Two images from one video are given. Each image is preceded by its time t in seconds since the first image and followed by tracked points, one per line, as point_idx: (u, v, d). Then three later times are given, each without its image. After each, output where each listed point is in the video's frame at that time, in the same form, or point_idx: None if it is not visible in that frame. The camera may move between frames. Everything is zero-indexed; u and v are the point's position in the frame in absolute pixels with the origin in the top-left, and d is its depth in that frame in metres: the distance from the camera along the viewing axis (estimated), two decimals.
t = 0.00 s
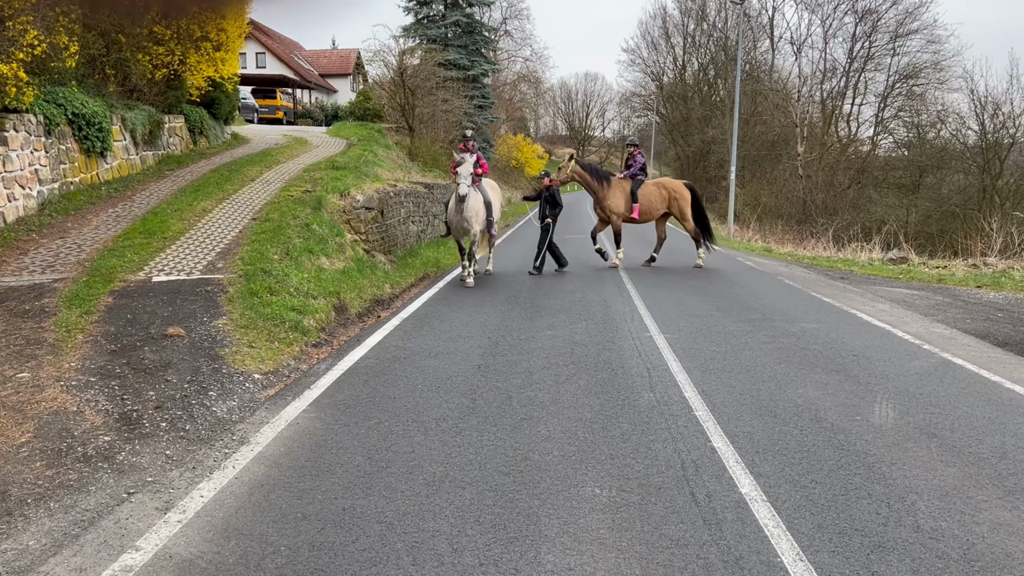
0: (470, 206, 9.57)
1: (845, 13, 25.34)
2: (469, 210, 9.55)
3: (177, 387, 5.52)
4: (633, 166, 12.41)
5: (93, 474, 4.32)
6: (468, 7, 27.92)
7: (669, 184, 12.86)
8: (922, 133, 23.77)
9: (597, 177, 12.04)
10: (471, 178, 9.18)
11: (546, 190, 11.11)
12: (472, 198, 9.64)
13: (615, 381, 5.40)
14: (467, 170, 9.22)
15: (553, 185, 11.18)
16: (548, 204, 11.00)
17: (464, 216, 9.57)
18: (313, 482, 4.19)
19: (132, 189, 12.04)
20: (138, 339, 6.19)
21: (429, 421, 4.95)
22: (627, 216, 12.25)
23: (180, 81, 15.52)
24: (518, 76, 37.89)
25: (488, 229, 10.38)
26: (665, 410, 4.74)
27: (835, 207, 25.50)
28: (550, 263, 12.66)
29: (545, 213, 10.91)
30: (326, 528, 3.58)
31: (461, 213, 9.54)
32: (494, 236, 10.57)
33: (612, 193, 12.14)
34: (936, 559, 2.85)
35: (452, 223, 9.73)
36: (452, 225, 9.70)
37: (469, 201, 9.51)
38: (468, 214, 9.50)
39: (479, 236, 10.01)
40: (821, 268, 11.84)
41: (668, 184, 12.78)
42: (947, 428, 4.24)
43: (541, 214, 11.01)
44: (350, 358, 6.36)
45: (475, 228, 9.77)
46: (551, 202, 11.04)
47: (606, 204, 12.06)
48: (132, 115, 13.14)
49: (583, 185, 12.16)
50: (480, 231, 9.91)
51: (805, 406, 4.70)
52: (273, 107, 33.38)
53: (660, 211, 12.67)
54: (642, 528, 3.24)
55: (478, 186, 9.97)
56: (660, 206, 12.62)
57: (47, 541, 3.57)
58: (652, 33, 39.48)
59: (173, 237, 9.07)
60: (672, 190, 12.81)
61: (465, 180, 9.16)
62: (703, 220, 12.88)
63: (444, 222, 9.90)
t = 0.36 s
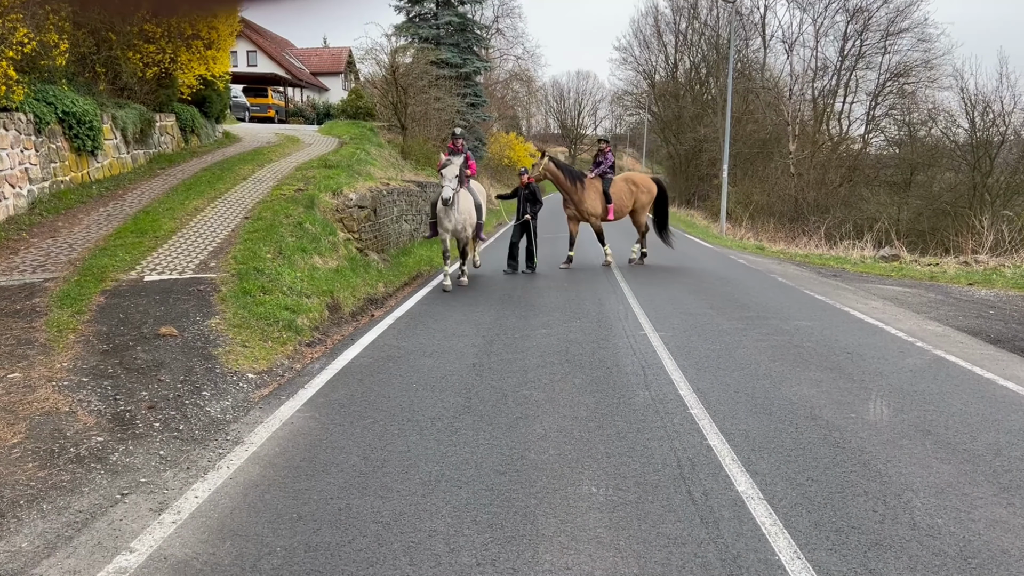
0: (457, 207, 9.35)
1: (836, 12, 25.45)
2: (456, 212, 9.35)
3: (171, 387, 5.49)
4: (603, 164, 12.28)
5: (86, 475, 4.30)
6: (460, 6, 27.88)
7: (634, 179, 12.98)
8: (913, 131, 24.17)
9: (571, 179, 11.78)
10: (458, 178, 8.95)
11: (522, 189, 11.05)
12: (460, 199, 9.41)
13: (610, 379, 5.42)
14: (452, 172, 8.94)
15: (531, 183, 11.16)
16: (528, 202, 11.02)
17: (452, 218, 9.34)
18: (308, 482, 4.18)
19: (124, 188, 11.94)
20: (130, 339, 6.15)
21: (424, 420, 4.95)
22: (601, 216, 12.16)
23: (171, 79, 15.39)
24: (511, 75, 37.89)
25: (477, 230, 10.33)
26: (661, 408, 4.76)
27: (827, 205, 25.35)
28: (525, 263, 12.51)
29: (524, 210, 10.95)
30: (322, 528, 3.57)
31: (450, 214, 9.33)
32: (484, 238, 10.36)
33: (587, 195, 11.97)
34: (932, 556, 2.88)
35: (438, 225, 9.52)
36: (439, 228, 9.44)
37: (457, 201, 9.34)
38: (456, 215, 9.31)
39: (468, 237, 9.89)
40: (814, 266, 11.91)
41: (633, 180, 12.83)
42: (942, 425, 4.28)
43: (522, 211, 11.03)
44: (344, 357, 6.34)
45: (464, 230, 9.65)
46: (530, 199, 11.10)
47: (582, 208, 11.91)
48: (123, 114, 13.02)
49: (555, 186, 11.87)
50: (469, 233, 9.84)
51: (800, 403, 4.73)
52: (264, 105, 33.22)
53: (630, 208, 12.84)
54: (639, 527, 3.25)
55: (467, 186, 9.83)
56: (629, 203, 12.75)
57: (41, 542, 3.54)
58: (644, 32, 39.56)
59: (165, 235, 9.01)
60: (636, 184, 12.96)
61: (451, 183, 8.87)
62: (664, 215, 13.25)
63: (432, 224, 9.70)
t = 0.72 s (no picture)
0: (445, 212, 8.91)
1: (829, 11, 25.58)
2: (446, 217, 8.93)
3: (168, 390, 5.47)
4: (577, 163, 12.11)
5: (84, 479, 4.27)
6: (453, 5, 27.87)
7: (606, 179, 12.88)
8: (906, 129, 24.21)
9: (547, 179, 11.52)
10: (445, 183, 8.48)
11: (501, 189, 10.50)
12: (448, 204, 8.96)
13: (608, 380, 5.44)
14: (439, 176, 8.47)
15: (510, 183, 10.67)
16: (508, 202, 10.59)
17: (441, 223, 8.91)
18: (308, 485, 4.18)
19: (117, 188, 11.85)
20: (126, 341, 6.11)
21: (423, 422, 4.96)
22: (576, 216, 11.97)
23: (164, 79, 15.27)
24: (504, 74, 37.91)
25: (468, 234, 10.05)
26: (660, 409, 4.80)
27: (821, 204, 25.41)
28: (512, 262, 12.46)
29: (506, 212, 10.53)
30: (323, 532, 3.57)
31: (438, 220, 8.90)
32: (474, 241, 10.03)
33: (564, 194, 11.71)
34: (936, 557, 2.91)
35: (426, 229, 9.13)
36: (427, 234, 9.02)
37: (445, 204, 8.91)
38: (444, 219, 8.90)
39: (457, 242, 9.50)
40: (809, 266, 11.99)
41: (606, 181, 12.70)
42: (941, 425, 4.33)
43: (502, 213, 10.55)
44: (341, 358, 6.34)
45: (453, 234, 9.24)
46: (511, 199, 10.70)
47: (560, 208, 11.63)
48: (116, 114, 12.92)
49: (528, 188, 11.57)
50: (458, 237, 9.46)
51: (799, 403, 4.78)
52: (257, 105, 33.02)
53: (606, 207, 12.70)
54: (642, 529, 3.28)
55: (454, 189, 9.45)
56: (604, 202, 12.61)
57: (39, 548, 3.52)
58: (637, 31, 39.63)
59: (159, 236, 8.96)
60: (608, 183, 12.90)
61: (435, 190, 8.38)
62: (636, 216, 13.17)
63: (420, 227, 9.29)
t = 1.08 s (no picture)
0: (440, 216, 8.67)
1: (828, 14, 25.65)
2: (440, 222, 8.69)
3: (171, 393, 5.47)
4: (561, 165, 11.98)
5: (88, 483, 4.27)
6: (452, 8, 28.06)
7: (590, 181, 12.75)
8: (905, 132, 24.74)
9: (532, 182, 11.35)
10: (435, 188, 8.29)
11: (489, 192, 10.50)
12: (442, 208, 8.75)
13: (612, 383, 5.48)
14: (429, 180, 8.29)
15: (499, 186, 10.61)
16: (498, 204, 10.47)
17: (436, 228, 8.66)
18: (313, 489, 4.19)
19: (118, 191, 11.84)
20: (128, 344, 6.10)
21: (428, 425, 5.00)
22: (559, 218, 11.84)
23: (163, 82, 15.24)
24: (502, 76, 37.96)
25: (466, 237, 9.86)
26: (665, 412, 4.87)
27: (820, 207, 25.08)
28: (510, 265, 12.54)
29: (495, 214, 10.40)
30: (330, 536, 3.59)
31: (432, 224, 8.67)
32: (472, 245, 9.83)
33: (548, 197, 11.62)
34: (945, 561, 2.95)
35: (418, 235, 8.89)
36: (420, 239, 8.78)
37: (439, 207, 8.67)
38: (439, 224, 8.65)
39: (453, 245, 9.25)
40: (810, 268, 12.05)
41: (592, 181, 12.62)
42: (946, 428, 4.39)
43: (492, 217, 10.44)
44: (344, 361, 6.35)
45: (448, 237, 8.98)
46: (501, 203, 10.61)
47: (546, 210, 11.50)
48: (116, 117, 12.91)
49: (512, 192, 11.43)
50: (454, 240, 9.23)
51: (804, 406, 4.84)
52: (256, 107, 33.01)
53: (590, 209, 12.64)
54: (651, 533, 3.31)
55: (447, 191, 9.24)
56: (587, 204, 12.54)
57: (44, 553, 3.52)
58: (636, 33, 39.71)
59: (160, 239, 8.95)
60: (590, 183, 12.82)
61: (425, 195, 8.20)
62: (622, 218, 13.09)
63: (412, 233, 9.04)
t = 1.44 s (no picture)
0: (433, 219, 8.07)
1: (832, 20, 25.71)
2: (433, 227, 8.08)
3: (177, 399, 5.48)
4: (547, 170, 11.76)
5: (95, 488, 4.28)
6: (457, 15, 28.51)
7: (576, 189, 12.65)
8: (910, 138, 24.53)
9: (521, 187, 11.03)
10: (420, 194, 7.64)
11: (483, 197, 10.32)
12: (433, 213, 8.09)
13: (619, 389, 5.51)
14: (413, 183, 7.61)
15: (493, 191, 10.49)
16: (492, 210, 10.43)
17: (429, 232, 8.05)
18: (321, 495, 4.20)
19: (124, 196, 11.88)
20: (134, 349, 6.12)
21: (435, 432, 5.03)
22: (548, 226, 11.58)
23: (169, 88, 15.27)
24: (506, 83, 38.11)
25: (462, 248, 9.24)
26: (672, 419, 4.93)
27: (824, 213, 26.18)
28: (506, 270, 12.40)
29: (488, 220, 10.34)
30: (337, 543, 3.59)
31: (426, 229, 8.04)
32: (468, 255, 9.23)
33: (537, 203, 11.35)
34: (958, 569, 2.96)
35: (411, 241, 8.26)
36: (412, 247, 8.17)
37: (430, 211, 8.05)
38: (432, 230, 8.04)
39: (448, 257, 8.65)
40: (815, 275, 12.06)
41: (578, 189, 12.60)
42: (956, 435, 4.42)
43: (485, 221, 10.32)
44: (350, 367, 6.36)
45: (444, 247, 8.39)
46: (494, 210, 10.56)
47: (536, 218, 11.19)
48: (122, 122, 12.96)
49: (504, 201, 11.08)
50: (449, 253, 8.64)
51: (812, 414, 4.89)
52: (260, 114, 33.66)
53: (576, 217, 12.47)
54: (660, 540, 3.32)
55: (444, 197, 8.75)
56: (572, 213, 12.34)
57: (51, 558, 3.53)
58: (640, 40, 39.88)
59: (166, 244, 8.97)
60: (573, 191, 12.65)
61: (408, 199, 7.54)
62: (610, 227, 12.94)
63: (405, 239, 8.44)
